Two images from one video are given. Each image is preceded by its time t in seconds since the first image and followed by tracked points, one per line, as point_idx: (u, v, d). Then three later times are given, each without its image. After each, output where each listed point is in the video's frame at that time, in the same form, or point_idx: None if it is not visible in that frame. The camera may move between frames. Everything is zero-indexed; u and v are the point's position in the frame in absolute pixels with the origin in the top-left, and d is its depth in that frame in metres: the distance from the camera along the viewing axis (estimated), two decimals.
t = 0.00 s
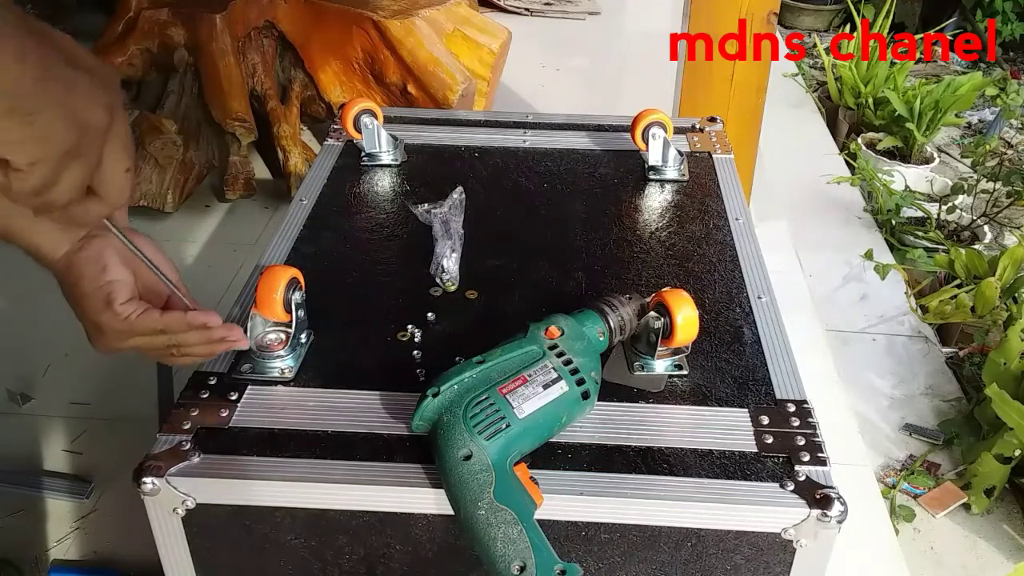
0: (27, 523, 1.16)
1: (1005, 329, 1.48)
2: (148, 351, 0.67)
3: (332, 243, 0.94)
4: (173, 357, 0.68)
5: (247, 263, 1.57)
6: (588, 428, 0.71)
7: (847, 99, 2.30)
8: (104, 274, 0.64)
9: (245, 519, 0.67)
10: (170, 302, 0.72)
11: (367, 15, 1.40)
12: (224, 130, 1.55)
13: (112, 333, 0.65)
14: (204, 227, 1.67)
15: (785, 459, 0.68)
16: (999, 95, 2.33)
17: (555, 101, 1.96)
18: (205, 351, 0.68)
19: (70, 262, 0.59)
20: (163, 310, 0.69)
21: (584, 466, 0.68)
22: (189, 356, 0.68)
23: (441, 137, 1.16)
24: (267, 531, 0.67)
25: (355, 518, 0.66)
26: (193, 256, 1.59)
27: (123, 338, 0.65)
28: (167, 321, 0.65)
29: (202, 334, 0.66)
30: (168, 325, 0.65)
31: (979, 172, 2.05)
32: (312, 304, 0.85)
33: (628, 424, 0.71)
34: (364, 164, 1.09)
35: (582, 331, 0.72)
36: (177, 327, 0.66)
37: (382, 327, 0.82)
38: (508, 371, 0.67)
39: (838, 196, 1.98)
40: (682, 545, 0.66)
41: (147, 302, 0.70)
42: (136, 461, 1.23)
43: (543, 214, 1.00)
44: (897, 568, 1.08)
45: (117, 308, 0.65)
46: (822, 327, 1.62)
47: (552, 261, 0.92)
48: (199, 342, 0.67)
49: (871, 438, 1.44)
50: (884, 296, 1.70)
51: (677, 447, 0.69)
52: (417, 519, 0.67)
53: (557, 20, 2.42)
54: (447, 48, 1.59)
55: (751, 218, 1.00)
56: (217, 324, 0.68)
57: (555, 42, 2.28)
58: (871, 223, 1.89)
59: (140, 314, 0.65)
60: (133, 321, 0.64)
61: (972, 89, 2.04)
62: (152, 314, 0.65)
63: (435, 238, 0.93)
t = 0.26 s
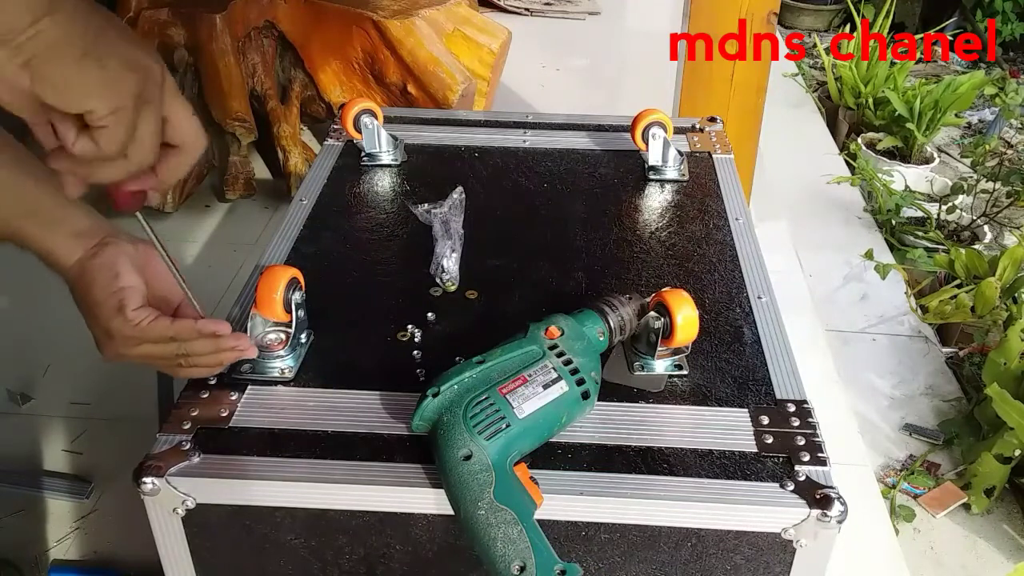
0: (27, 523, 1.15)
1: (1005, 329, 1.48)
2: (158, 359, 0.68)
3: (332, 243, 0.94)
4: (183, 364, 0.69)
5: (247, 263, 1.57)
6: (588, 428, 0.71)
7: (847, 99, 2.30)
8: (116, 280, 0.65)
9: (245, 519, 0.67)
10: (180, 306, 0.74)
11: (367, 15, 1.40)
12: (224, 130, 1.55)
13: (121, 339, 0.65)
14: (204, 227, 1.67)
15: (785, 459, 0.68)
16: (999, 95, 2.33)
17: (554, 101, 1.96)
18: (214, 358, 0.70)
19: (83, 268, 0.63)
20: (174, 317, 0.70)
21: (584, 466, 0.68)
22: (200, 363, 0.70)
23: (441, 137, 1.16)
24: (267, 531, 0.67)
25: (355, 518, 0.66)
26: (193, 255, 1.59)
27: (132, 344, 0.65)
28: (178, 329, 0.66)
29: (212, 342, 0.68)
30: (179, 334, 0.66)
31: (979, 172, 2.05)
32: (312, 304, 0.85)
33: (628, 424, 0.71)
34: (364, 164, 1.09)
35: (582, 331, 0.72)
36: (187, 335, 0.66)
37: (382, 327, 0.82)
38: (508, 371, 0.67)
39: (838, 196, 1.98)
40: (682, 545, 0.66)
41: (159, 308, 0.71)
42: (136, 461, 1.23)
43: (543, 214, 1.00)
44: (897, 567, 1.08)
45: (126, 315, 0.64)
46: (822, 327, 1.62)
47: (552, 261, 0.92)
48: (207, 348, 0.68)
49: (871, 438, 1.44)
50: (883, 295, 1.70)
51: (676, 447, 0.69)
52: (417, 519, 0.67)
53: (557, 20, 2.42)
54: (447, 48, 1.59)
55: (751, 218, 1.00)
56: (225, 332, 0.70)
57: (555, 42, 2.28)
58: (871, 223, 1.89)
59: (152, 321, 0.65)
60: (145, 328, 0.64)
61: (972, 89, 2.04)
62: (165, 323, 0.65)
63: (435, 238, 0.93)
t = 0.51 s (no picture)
0: (27, 524, 1.16)
1: (1005, 329, 1.48)
2: (169, 364, 0.71)
3: (332, 243, 0.94)
4: (194, 369, 0.71)
5: (247, 263, 1.57)
6: (588, 428, 0.71)
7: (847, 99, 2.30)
8: (127, 284, 0.71)
9: (245, 519, 0.67)
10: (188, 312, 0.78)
11: (367, 15, 1.40)
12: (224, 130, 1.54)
13: (134, 341, 0.70)
14: (204, 227, 1.67)
15: (785, 459, 0.68)
16: (999, 95, 2.33)
17: (554, 101, 1.96)
18: (225, 363, 0.70)
19: (95, 269, 0.73)
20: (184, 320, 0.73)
21: (584, 467, 0.68)
22: (210, 369, 0.71)
23: (441, 137, 1.16)
24: (267, 531, 0.67)
25: (355, 518, 0.66)
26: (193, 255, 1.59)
27: (145, 347, 0.70)
28: (189, 331, 0.69)
29: (220, 345, 0.69)
30: (189, 335, 0.69)
31: (979, 172, 2.05)
32: (312, 304, 0.85)
33: (628, 424, 0.71)
34: (364, 164, 1.09)
35: (582, 332, 0.72)
36: (197, 336, 0.69)
37: (382, 327, 0.82)
38: (508, 371, 0.67)
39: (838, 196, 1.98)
40: (682, 545, 0.66)
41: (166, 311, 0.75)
42: (136, 461, 1.23)
43: (543, 214, 1.01)
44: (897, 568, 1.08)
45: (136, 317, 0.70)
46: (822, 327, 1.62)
47: (552, 261, 0.92)
48: (219, 356, 0.70)
49: (871, 438, 1.44)
50: (884, 296, 1.70)
51: (677, 447, 0.69)
52: (417, 519, 0.67)
53: (557, 20, 2.42)
54: (447, 48, 1.59)
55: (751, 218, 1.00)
56: (235, 335, 0.70)
57: (555, 42, 2.28)
58: (871, 223, 1.89)
59: (162, 323, 0.69)
60: (157, 330, 0.69)
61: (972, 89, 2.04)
62: (175, 326, 0.69)
63: (435, 238, 0.93)
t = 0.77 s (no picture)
0: (27, 524, 1.15)
1: (1005, 329, 1.48)
2: (175, 367, 0.71)
3: (332, 243, 0.94)
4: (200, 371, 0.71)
5: (247, 263, 1.57)
6: (588, 428, 0.71)
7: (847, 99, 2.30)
8: (134, 285, 0.72)
9: (245, 519, 0.67)
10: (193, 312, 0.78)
11: (368, 15, 1.40)
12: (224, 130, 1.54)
13: (140, 343, 0.70)
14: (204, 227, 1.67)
15: (785, 459, 0.68)
16: (999, 95, 2.33)
17: (555, 101, 1.96)
18: (230, 363, 0.71)
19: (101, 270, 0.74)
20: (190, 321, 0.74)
21: (584, 467, 0.68)
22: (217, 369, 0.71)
23: (441, 137, 1.16)
24: (267, 531, 0.67)
25: (355, 518, 0.66)
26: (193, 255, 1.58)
27: (151, 347, 0.70)
28: (195, 331, 0.70)
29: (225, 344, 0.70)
30: (195, 336, 0.70)
31: (979, 172, 2.05)
32: (312, 304, 0.85)
33: (628, 424, 0.71)
34: (364, 164, 1.09)
35: (582, 331, 0.72)
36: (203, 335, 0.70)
37: (382, 327, 0.82)
38: (508, 371, 0.67)
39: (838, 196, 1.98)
40: (682, 545, 0.66)
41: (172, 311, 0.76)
42: (136, 461, 1.23)
43: (544, 214, 1.01)
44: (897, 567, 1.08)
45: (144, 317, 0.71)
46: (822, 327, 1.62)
47: (552, 261, 0.92)
48: (225, 355, 0.70)
49: (871, 438, 1.44)
50: (884, 295, 1.70)
51: (677, 447, 0.69)
52: (417, 519, 0.67)
53: (557, 20, 2.42)
54: (447, 48, 1.59)
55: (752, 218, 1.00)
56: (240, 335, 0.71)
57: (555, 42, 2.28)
58: (872, 223, 1.89)
59: (169, 323, 0.70)
60: (164, 330, 0.70)
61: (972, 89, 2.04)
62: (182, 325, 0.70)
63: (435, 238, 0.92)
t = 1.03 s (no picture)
0: (27, 523, 1.15)
1: (1005, 329, 1.48)
2: (179, 363, 0.71)
3: (332, 243, 0.94)
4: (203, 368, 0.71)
5: (247, 263, 1.57)
6: (588, 428, 0.71)
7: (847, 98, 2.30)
8: (141, 282, 0.73)
9: (245, 519, 0.67)
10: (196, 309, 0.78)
11: (368, 15, 1.40)
12: (224, 130, 1.55)
13: (146, 339, 0.71)
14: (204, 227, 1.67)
15: (785, 459, 0.68)
16: (999, 95, 2.33)
17: (554, 101, 1.96)
18: (232, 359, 0.70)
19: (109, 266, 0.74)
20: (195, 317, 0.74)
21: (584, 467, 0.68)
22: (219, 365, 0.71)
23: (441, 137, 1.16)
24: (267, 531, 0.67)
25: (355, 518, 0.66)
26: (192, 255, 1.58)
27: (156, 343, 0.70)
28: (201, 327, 0.70)
29: (226, 339, 0.69)
30: (201, 331, 0.70)
31: (979, 172, 2.05)
32: (312, 303, 0.85)
33: (627, 424, 0.71)
34: (364, 164, 1.09)
35: (582, 331, 0.72)
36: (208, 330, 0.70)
37: (382, 327, 0.82)
38: (508, 371, 0.67)
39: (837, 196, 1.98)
40: (682, 545, 0.66)
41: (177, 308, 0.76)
42: (136, 461, 1.23)
43: (544, 214, 1.01)
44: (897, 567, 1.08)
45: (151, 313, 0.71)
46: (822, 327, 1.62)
47: (551, 261, 0.92)
48: (225, 352, 0.70)
49: (871, 438, 1.44)
50: (884, 296, 1.70)
51: (676, 447, 0.69)
52: (417, 519, 0.67)
53: (557, 20, 2.42)
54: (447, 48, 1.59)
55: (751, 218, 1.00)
56: (243, 329, 0.71)
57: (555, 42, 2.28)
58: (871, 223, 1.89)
59: (175, 320, 0.71)
60: (169, 326, 0.70)
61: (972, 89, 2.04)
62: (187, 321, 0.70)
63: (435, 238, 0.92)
